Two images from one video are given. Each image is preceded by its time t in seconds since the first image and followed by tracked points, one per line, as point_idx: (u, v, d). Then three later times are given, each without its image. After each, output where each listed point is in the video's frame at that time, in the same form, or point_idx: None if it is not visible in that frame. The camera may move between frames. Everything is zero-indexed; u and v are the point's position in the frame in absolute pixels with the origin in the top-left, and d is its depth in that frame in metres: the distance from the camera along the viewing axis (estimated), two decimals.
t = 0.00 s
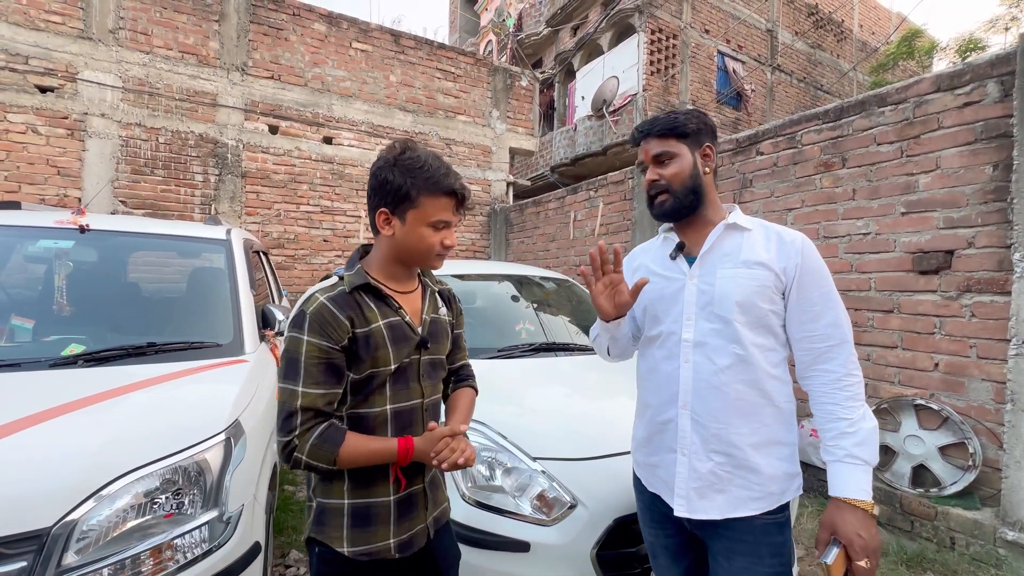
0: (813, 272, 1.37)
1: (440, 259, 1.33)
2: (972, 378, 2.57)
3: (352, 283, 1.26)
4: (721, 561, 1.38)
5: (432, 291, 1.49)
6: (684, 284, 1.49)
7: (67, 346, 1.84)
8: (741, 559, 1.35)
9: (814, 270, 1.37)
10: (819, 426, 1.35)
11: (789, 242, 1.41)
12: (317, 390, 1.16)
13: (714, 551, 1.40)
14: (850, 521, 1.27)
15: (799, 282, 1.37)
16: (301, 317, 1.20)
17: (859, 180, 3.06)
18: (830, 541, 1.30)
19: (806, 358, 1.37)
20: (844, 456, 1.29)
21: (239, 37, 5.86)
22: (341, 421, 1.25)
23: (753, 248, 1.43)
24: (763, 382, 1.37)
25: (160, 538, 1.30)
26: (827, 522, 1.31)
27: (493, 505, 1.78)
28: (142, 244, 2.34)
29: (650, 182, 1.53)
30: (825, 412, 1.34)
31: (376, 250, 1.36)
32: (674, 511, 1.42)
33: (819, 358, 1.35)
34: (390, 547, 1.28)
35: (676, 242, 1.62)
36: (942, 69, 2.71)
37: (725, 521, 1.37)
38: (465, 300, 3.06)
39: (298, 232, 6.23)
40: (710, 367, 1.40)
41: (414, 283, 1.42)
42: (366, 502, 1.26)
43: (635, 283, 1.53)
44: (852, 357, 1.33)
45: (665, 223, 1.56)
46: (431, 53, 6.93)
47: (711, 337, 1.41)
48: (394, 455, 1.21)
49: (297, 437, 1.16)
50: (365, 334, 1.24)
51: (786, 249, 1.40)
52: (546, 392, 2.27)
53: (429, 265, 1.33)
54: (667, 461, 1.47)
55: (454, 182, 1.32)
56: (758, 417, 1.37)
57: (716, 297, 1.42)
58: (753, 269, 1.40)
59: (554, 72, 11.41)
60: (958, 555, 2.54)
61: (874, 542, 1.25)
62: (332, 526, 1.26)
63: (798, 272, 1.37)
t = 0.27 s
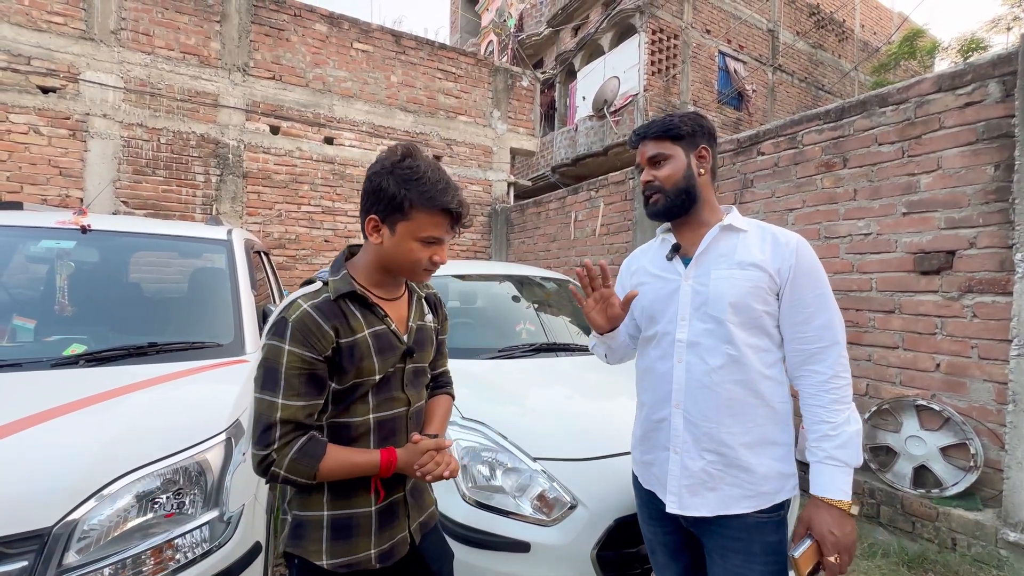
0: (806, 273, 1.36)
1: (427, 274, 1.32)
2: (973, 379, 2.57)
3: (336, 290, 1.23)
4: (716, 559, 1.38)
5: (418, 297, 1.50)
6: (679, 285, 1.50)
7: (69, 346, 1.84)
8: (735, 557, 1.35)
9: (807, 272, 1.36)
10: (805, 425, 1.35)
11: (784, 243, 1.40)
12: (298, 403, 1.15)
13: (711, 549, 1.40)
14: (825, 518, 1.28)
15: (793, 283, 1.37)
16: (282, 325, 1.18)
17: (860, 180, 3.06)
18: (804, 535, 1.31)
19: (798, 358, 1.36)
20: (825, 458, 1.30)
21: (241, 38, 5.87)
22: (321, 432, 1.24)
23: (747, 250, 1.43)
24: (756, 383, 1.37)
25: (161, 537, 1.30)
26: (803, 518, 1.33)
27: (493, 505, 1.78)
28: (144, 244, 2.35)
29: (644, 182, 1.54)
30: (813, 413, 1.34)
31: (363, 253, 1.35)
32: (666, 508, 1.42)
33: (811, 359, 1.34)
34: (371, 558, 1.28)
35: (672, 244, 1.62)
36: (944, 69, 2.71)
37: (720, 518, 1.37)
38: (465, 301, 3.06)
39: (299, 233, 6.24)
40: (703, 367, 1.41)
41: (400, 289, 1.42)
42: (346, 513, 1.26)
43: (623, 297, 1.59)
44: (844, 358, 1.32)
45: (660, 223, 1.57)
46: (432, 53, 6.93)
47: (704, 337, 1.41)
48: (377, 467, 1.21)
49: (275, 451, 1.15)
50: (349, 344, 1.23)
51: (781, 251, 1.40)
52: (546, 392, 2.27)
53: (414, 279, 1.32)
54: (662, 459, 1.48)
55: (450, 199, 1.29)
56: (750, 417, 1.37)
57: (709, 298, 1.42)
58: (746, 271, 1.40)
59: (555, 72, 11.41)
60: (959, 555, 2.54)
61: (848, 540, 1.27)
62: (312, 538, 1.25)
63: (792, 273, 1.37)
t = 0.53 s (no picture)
0: (803, 273, 1.36)
1: (419, 253, 1.33)
2: (975, 380, 2.57)
3: (327, 289, 1.24)
4: (714, 559, 1.38)
5: (412, 294, 1.50)
6: (676, 285, 1.50)
7: (70, 347, 1.85)
8: (732, 556, 1.35)
9: (804, 273, 1.37)
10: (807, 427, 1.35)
11: (780, 244, 1.41)
12: (292, 404, 1.15)
13: (707, 549, 1.40)
14: (835, 518, 1.29)
15: (789, 284, 1.37)
16: (273, 325, 1.18)
17: (861, 181, 3.05)
18: (819, 535, 1.33)
19: (795, 359, 1.37)
20: (831, 460, 1.30)
21: (243, 39, 5.89)
22: (318, 433, 1.24)
23: (744, 250, 1.43)
24: (752, 383, 1.37)
25: (163, 537, 1.31)
26: (816, 518, 1.34)
27: (494, 505, 1.79)
28: (146, 244, 2.35)
29: (648, 177, 1.54)
30: (812, 415, 1.34)
31: (351, 252, 1.36)
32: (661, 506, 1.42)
33: (808, 359, 1.35)
34: (372, 558, 1.28)
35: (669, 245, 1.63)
36: (945, 69, 2.71)
37: (714, 517, 1.37)
38: (466, 301, 3.06)
39: (300, 233, 6.25)
40: (699, 367, 1.41)
41: (393, 286, 1.43)
42: (346, 514, 1.26)
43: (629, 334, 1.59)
44: (840, 358, 1.33)
45: (661, 220, 1.56)
46: (433, 54, 6.94)
47: (701, 337, 1.41)
48: (375, 466, 1.21)
49: (271, 452, 1.15)
50: (342, 342, 1.23)
51: (777, 252, 1.40)
52: (546, 393, 2.27)
53: (408, 261, 1.33)
54: (657, 458, 1.48)
55: (422, 171, 1.32)
56: (747, 417, 1.37)
57: (706, 298, 1.42)
58: (743, 271, 1.40)
59: (557, 73, 11.42)
60: (961, 557, 2.53)
61: (860, 538, 1.26)
62: (311, 541, 1.24)
63: (788, 275, 1.37)
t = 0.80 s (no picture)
0: (806, 271, 1.37)
1: (420, 249, 1.33)
2: (977, 381, 2.56)
3: (333, 290, 1.25)
4: (715, 559, 1.38)
5: (417, 293, 1.51)
6: (679, 282, 1.50)
7: (74, 347, 1.86)
8: (733, 556, 1.35)
9: (806, 271, 1.37)
10: (811, 425, 1.35)
11: (784, 243, 1.41)
12: (303, 404, 1.16)
13: (708, 549, 1.40)
14: (841, 519, 1.28)
15: (792, 282, 1.37)
16: (282, 329, 1.19)
17: (863, 181, 3.05)
18: (824, 537, 1.33)
19: (798, 356, 1.36)
20: (837, 458, 1.29)
21: (245, 40, 5.90)
22: (331, 432, 1.25)
23: (747, 248, 1.44)
24: (754, 379, 1.37)
25: (165, 537, 1.31)
26: (821, 520, 1.34)
27: (495, 506, 1.79)
28: (148, 245, 2.36)
29: (661, 172, 1.53)
30: (817, 413, 1.34)
31: (355, 255, 1.38)
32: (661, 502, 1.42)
33: (810, 357, 1.35)
34: (389, 555, 1.29)
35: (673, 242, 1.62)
36: (947, 70, 2.71)
37: (714, 516, 1.37)
38: (468, 302, 3.07)
39: (302, 234, 6.26)
40: (701, 363, 1.41)
41: (399, 286, 1.43)
42: (361, 512, 1.27)
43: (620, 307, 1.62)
44: (843, 357, 1.33)
45: (669, 216, 1.55)
46: (435, 55, 6.96)
47: (703, 333, 1.41)
48: (387, 463, 1.21)
49: (284, 452, 1.16)
50: (350, 342, 1.24)
51: (780, 250, 1.41)
52: (548, 394, 2.27)
53: (409, 258, 1.33)
54: (658, 455, 1.48)
55: (418, 168, 1.33)
56: (748, 413, 1.37)
57: (709, 294, 1.42)
58: (746, 269, 1.40)
59: (558, 73, 11.42)
60: (963, 559, 2.52)
61: (866, 539, 1.26)
62: (328, 539, 1.25)
63: (791, 272, 1.37)
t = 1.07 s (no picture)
0: (811, 273, 1.37)
1: (431, 249, 1.35)
2: (980, 381, 2.55)
3: (350, 289, 1.27)
4: (721, 559, 1.38)
5: (430, 292, 1.51)
6: (687, 282, 1.50)
7: (77, 348, 1.86)
8: (739, 556, 1.35)
9: (811, 272, 1.37)
10: (810, 423, 1.35)
11: (788, 245, 1.41)
12: (324, 397, 1.18)
13: (714, 550, 1.40)
14: (836, 513, 1.27)
15: (797, 283, 1.37)
16: (303, 327, 1.22)
17: (865, 182, 3.05)
18: (817, 532, 1.31)
19: (803, 356, 1.36)
20: (834, 452, 1.29)
21: (247, 42, 5.91)
22: (351, 425, 1.27)
23: (753, 249, 1.44)
24: (762, 380, 1.37)
25: (167, 537, 1.31)
26: (814, 515, 1.32)
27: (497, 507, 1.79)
28: (151, 246, 2.37)
29: (666, 179, 1.52)
30: (817, 411, 1.34)
31: (369, 257, 1.39)
32: (673, 504, 1.42)
33: (815, 356, 1.34)
34: (412, 547, 1.30)
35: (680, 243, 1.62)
36: (949, 70, 2.71)
37: (723, 517, 1.37)
38: (469, 302, 3.07)
39: (304, 235, 6.26)
40: (710, 363, 1.40)
41: (412, 285, 1.44)
42: (384, 504, 1.28)
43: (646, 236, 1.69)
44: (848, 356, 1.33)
45: (676, 222, 1.55)
46: (436, 56, 6.97)
47: (712, 333, 1.41)
48: (406, 454, 1.23)
49: (307, 444, 1.18)
50: (367, 338, 1.25)
51: (785, 252, 1.41)
52: (551, 395, 2.27)
53: (420, 257, 1.35)
54: (668, 456, 1.47)
55: (429, 172, 1.34)
56: (756, 414, 1.37)
57: (717, 294, 1.42)
58: (753, 270, 1.40)
59: (560, 74, 11.43)
60: (966, 560, 2.52)
61: (859, 534, 1.26)
62: (352, 531, 1.26)
63: (797, 273, 1.38)
